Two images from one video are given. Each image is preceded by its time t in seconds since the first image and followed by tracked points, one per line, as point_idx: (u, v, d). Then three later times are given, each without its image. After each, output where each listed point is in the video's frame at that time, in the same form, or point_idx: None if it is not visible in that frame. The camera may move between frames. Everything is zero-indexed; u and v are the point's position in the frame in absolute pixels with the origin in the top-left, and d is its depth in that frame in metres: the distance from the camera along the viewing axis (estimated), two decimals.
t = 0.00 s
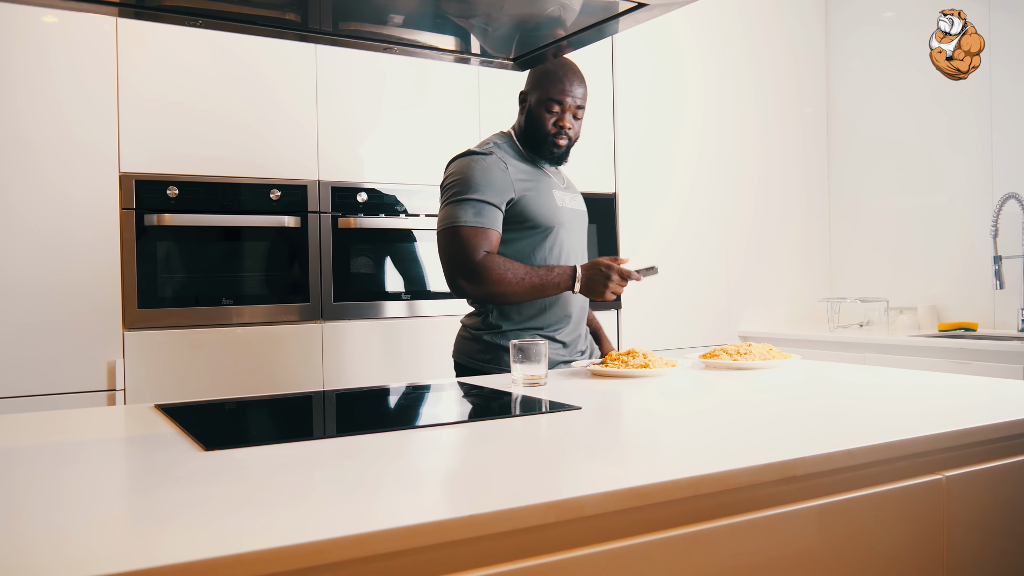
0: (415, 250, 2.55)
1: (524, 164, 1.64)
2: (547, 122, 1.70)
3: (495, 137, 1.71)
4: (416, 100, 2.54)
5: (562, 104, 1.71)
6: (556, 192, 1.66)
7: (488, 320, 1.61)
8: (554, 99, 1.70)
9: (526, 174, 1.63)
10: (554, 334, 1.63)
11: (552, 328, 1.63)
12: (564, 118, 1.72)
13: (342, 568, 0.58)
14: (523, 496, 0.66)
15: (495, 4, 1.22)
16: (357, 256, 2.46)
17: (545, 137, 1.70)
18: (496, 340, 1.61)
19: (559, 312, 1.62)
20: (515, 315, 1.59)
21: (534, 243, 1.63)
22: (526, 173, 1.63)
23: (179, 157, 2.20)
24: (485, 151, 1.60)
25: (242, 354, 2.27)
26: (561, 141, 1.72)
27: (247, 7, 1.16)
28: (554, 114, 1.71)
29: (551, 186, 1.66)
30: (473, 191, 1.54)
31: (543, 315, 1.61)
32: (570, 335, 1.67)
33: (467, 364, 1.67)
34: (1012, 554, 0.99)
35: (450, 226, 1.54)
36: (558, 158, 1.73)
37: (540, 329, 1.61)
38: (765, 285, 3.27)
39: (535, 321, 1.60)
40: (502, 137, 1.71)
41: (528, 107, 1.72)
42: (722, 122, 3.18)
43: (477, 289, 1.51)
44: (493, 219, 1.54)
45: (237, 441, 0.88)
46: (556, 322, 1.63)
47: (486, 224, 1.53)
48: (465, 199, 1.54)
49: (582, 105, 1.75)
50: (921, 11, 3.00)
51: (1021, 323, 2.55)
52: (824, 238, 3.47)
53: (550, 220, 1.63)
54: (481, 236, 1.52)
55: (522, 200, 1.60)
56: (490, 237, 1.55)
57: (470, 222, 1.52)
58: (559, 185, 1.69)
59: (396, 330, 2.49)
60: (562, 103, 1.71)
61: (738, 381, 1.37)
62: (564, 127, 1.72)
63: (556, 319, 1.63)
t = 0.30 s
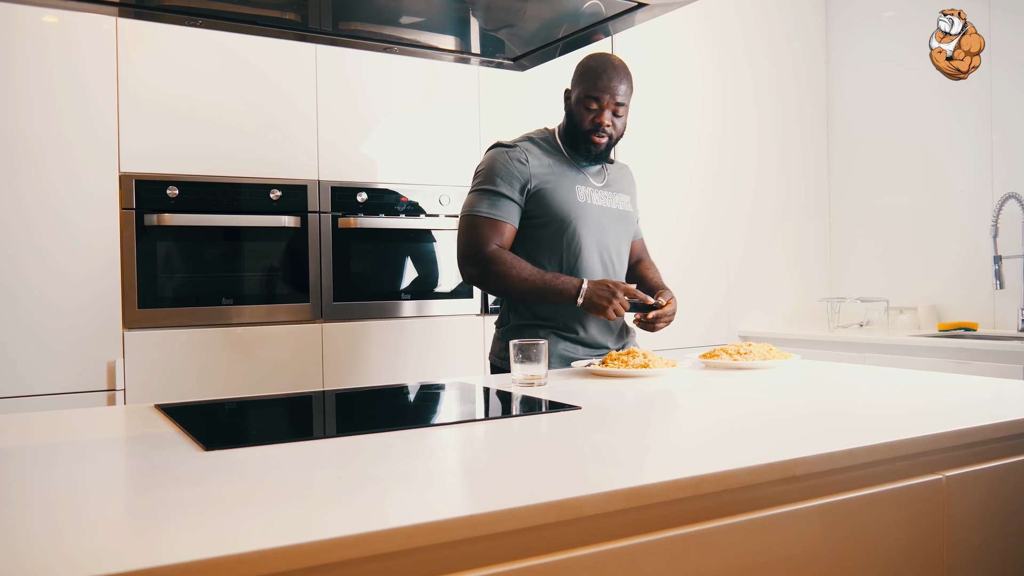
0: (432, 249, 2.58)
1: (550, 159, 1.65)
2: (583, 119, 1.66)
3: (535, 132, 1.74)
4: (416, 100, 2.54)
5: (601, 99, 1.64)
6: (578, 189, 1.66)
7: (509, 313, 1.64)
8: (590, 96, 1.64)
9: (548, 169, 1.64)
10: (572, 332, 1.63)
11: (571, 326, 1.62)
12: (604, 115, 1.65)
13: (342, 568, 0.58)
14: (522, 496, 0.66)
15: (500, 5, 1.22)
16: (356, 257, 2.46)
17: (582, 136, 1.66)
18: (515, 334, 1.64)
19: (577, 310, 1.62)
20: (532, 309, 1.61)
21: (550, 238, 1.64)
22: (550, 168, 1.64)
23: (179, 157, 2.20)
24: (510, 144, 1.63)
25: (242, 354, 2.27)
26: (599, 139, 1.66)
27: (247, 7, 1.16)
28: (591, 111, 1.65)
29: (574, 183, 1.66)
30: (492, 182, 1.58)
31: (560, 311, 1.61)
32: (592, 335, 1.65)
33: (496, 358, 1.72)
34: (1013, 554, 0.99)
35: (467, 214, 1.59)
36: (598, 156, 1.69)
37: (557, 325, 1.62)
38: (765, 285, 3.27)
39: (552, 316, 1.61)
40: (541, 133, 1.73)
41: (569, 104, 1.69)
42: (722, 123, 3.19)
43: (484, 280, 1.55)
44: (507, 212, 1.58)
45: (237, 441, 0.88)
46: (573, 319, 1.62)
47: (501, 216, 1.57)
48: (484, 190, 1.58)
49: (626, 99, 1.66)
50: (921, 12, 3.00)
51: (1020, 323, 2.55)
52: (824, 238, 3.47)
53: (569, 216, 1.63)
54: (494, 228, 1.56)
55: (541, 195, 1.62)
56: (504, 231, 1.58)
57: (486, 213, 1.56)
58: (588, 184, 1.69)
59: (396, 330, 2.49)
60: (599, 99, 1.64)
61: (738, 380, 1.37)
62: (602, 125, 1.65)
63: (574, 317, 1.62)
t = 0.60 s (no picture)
0: (432, 250, 2.58)
1: (556, 158, 1.66)
2: (596, 117, 1.66)
3: (555, 133, 1.75)
4: (417, 100, 2.54)
5: (614, 97, 1.64)
6: (582, 186, 1.64)
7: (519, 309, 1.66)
8: (606, 94, 1.65)
9: (554, 166, 1.64)
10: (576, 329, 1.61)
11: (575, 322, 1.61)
12: (616, 113, 1.64)
13: (342, 568, 0.58)
14: (523, 496, 0.66)
15: (500, 5, 1.22)
16: (356, 256, 2.46)
17: (596, 133, 1.66)
18: (522, 330, 1.65)
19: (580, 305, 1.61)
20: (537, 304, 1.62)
21: (554, 236, 1.63)
22: (556, 165, 1.64)
23: (179, 157, 2.20)
24: (521, 143, 1.67)
25: (241, 354, 2.27)
26: (612, 137, 1.65)
27: (247, 7, 1.16)
28: (607, 109, 1.65)
29: (580, 180, 1.65)
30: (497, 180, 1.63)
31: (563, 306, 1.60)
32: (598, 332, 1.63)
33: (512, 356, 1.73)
34: (1013, 554, 0.99)
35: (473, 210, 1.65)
36: (612, 155, 1.68)
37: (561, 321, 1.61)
38: (765, 286, 3.27)
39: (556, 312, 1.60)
40: (560, 134, 1.74)
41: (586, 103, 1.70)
42: (722, 123, 3.19)
43: (479, 273, 1.59)
44: (507, 211, 1.61)
45: (237, 442, 0.88)
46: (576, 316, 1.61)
47: (502, 213, 1.60)
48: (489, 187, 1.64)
49: (641, 99, 1.66)
50: (921, 12, 3.00)
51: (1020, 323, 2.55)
52: (824, 238, 3.47)
53: (572, 214, 1.62)
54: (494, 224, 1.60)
55: (545, 192, 1.62)
56: (506, 229, 1.61)
57: (487, 209, 1.61)
58: (596, 181, 1.67)
59: (396, 330, 2.49)
60: (615, 97, 1.64)
61: (738, 380, 1.37)
62: (616, 123, 1.65)
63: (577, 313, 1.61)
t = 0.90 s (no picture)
0: (420, 250, 2.56)
1: (546, 157, 1.66)
2: (581, 109, 1.70)
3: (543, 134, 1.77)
4: (416, 100, 2.54)
5: (597, 88, 1.67)
6: (573, 181, 1.65)
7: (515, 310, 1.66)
8: (589, 85, 1.68)
9: (541, 164, 1.64)
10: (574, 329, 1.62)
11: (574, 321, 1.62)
12: (600, 104, 1.67)
13: (342, 567, 0.59)
14: (523, 496, 0.66)
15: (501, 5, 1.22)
16: (356, 256, 2.46)
17: (582, 126, 1.70)
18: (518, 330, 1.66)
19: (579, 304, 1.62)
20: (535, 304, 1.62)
21: (548, 233, 1.62)
22: (545, 164, 1.65)
23: (179, 157, 2.20)
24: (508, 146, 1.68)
25: (241, 354, 2.27)
26: (598, 127, 1.68)
27: (247, 7, 1.16)
28: (591, 100, 1.69)
29: (570, 175, 1.65)
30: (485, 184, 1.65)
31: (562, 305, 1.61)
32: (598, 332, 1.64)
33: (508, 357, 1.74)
34: (1013, 554, 1.00)
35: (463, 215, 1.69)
36: (599, 146, 1.70)
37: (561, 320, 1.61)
38: (765, 286, 3.27)
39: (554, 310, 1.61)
40: (549, 135, 1.76)
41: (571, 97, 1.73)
42: (722, 123, 3.19)
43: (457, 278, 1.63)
44: (494, 215, 1.63)
45: (236, 442, 0.88)
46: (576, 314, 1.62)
47: (489, 218, 1.63)
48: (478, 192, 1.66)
49: (625, 88, 1.69)
50: (921, 12, 3.00)
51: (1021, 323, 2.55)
52: (824, 238, 3.47)
53: (566, 208, 1.62)
54: (479, 233, 1.63)
55: (534, 189, 1.62)
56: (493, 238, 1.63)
57: (473, 213, 1.64)
58: (589, 177, 1.67)
59: (396, 330, 2.49)
60: (598, 87, 1.67)
61: (737, 380, 1.37)
62: (600, 113, 1.68)
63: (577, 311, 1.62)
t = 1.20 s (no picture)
0: (418, 250, 2.56)
1: (541, 156, 1.66)
2: (575, 103, 1.70)
3: (535, 133, 1.76)
4: (416, 100, 2.54)
5: (591, 83, 1.68)
6: (571, 180, 1.65)
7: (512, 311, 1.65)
8: (584, 81, 1.69)
9: (537, 163, 1.64)
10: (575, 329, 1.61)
11: (575, 322, 1.61)
12: (594, 99, 1.68)
13: (342, 568, 0.58)
14: (523, 496, 0.66)
15: (502, 5, 1.22)
16: (356, 256, 2.46)
17: (576, 121, 1.70)
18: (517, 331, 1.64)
19: (580, 305, 1.61)
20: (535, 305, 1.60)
21: (547, 233, 1.62)
22: (541, 164, 1.64)
23: (179, 157, 2.20)
24: (502, 145, 1.68)
25: (242, 354, 2.27)
26: (592, 123, 1.70)
27: (247, 7, 1.16)
28: (585, 96, 1.69)
29: (568, 174, 1.65)
30: (481, 183, 1.64)
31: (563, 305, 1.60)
32: (599, 332, 1.63)
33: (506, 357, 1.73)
34: (1013, 554, 0.99)
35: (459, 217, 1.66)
36: (592, 142, 1.71)
37: (562, 321, 1.60)
38: (765, 286, 3.27)
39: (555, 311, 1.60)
40: (541, 133, 1.75)
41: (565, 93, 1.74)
42: (722, 123, 3.19)
43: (450, 278, 1.56)
44: (494, 215, 1.61)
45: (237, 441, 0.88)
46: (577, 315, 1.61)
47: (489, 219, 1.61)
48: (474, 191, 1.64)
49: (619, 85, 1.70)
50: (921, 12, 3.00)
51: (1021, 323, 2.55)
52: (823, 238, 3.47)
53: (565, 207, 1.61)
54: (478, 234, 1.60)
55: (533, 188, 1.62)
56: (489, 243, 1.61)
57: (471, 213, 1.62)
58: (585, 175, 1.67)
59: (396, 330, 2.49)
60: (592, 83, 1.68)
61: (737, 380, 1.37)
62: (594, 109, 1.69)
63: (578, 311, 1.61)
